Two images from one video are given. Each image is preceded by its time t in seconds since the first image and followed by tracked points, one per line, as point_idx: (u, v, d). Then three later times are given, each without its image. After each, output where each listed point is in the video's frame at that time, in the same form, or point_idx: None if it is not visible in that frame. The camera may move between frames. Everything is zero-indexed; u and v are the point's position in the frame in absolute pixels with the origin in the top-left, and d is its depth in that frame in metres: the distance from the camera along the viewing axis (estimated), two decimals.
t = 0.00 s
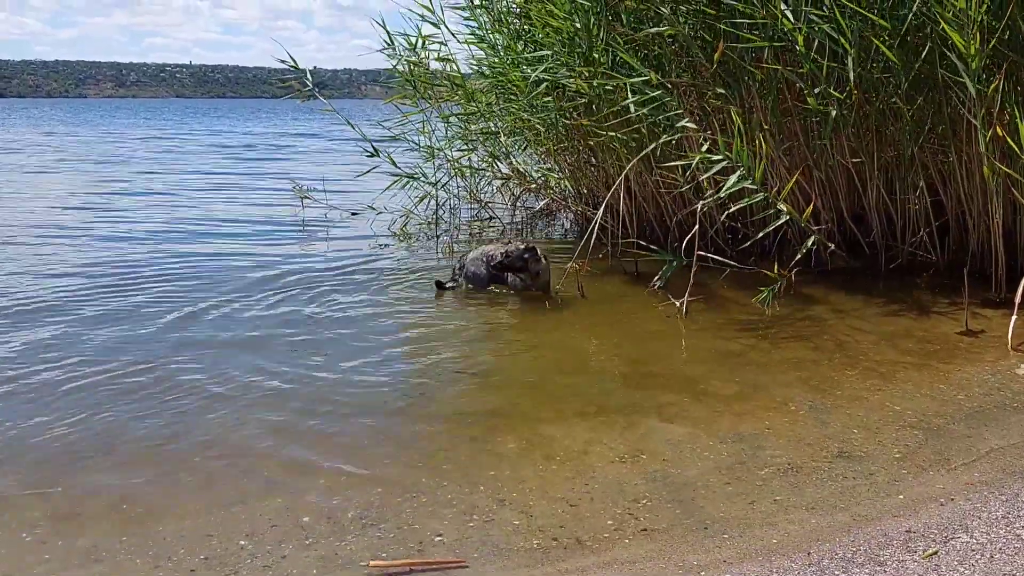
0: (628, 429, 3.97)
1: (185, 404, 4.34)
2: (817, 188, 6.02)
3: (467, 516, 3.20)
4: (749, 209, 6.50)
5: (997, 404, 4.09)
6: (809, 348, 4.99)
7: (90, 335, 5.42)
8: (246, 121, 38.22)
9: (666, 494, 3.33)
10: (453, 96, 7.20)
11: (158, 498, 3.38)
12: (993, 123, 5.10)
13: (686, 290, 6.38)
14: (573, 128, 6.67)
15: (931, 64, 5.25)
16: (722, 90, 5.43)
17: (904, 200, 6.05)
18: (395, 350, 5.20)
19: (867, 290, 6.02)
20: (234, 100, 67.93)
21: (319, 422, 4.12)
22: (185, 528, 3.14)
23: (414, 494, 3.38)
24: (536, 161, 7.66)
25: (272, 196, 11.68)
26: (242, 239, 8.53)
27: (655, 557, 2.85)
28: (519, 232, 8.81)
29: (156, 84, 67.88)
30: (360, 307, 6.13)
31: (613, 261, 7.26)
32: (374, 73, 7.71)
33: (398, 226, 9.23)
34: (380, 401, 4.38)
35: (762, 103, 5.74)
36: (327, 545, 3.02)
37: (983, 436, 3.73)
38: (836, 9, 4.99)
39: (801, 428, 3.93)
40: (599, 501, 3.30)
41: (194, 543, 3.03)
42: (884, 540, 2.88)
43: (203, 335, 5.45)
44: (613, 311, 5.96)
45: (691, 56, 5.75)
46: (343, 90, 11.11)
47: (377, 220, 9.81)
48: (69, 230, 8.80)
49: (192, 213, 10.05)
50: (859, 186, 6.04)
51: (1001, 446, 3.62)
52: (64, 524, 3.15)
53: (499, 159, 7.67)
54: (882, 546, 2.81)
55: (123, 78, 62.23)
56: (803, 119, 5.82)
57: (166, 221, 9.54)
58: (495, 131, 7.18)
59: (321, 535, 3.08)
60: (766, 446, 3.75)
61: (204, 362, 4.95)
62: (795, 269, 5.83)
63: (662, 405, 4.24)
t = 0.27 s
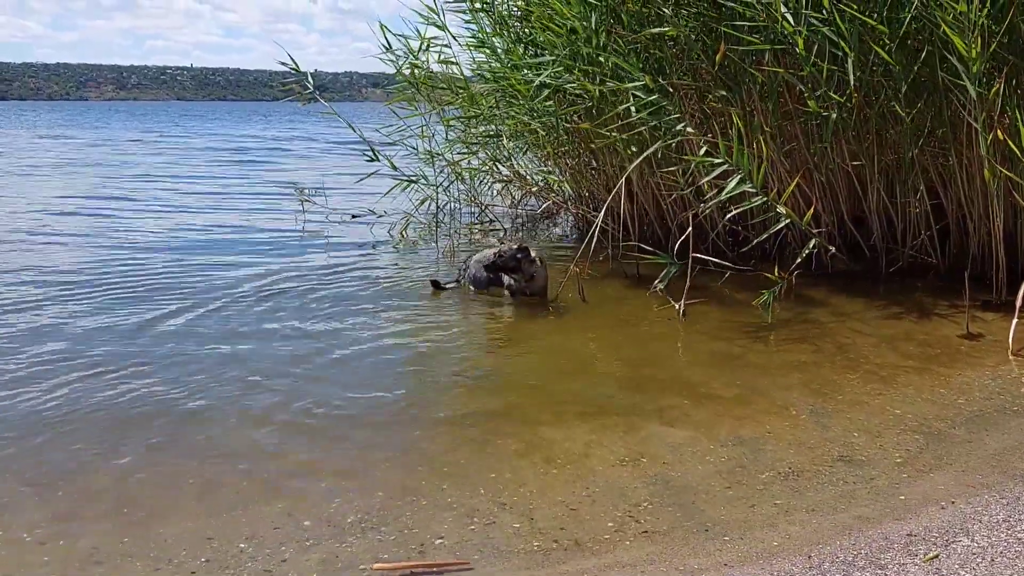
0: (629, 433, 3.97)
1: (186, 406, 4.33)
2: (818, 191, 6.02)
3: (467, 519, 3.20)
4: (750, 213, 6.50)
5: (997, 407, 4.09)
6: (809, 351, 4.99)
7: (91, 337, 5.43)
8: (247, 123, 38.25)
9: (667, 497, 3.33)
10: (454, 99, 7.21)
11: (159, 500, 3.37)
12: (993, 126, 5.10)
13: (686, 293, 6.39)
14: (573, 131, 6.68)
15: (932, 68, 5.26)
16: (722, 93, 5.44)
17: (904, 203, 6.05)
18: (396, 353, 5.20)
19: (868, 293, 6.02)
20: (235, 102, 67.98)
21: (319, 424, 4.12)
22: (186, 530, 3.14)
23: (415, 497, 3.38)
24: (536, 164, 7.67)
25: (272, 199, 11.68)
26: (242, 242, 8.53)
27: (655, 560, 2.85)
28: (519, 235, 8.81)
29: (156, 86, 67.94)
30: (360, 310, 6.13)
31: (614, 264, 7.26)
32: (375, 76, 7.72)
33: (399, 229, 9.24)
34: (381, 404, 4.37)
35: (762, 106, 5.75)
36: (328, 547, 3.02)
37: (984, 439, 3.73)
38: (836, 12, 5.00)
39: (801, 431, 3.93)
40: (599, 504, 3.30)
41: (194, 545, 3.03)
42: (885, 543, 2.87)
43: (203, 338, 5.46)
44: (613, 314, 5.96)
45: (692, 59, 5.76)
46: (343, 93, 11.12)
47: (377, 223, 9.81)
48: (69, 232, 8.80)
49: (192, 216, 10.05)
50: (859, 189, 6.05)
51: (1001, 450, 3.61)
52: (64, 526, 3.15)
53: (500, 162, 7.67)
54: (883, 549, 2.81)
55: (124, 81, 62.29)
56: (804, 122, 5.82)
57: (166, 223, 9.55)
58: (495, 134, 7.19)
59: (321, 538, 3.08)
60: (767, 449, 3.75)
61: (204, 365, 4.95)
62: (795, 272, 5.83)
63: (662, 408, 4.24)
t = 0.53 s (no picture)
0: (629, 435, 3.97)
1: (186, 409, 4.33)
2: (818, 193, 6.03)
3: (469, 522, 3.20)
4: (750, 215, 6.51)
5: (998, 410, 4.09)
6: (810, 354, 4.99)
7: (91, 339, 5.42)
8: (246, 125, 38.26)
9: (667, 499, 3.34)
10: (454, 101, 7.22)
11: (160, 502, 3.37)
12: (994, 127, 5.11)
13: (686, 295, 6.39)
14: (573, 133, 6.69)
15: (931, 70, 5.27)
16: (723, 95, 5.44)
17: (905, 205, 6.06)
18: (396, 355, 5.20)
19: (868, 295, 6.02)
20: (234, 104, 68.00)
21: (320, 427, 4.12)
22: (187, 532, 3.14)
23: (416, 500, 3.38)
24: (537, 166, 7.68)
25: (272, 201, 11.69)
26: (242, 244, 8.53)
27: (657, 562, 2.86)
28: (520, 237, 8.81)
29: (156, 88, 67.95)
30: (361, 312, 6.13)
31: (614, 266, 7.26)
32: (375, 78, 7.72)
33: (400, 231, 9.24)
34: (381, 407, 4.37)
35: (763, 108, 5.76)
36: (329, 550, 3.02)
37: (984, 442, 3.74)
38: (836, 14, 5.01)
39: (802, 434, 3.93)
40: (600, 506, 3.30)
41: (195, 548, 3.03)
42: (886, 546, 2.87)
43: (203, 340, 5.45)
44: (614, 316, 5.96)
45: (693, 61, 5.76)
46: (344, 96, 11.13)
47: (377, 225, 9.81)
48: (69, 234, 8.80)
49: (192, 218, 10.05)
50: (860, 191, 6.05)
51: (1002, 452, 3.62)
52: (65, 529, 3.15)
53: (500, 164, 7.68)
54: (884, 552, 2.82)
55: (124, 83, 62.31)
56: (804, 124, 5.83)
57: (167, 225, 9.55)
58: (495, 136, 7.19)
59: (322, 540, 3.08)
60: (768, 451, 3.75)
61: (205, 367, 4.95)
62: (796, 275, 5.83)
63: (663, 411, 4.24)
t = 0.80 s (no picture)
0: (630, 437, 3.96)
1: (186, 410, 4.33)
2: (819, 195, 6.03)
3: (469, 523, 3.20)
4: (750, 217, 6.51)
5: (999, 411, 4.09)
6: (810, 355, 4.99)
7: (91, 340, 5.42)
8: (246, 127, 38.28)
9: (668, 501, 3.33)
10: (454, 103, 7.22)
11: (160, 503, 3.37)
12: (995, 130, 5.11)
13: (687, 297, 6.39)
14: (573, 136, 6.69)
15: (932, 71, 5.27)
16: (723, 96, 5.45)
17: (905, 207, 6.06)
18: (396, 356, 5.20)
19: (868, 297, 6.02)
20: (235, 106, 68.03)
21: (320, 428, 4.12)
22: (187, 534, 3.13)
23: (416, 501, 3.37)
24: (537, 167, 7.68)
25: (272, 203, 11.69)
26: (242, 246, 8.53)
27: (657, 563, 2.85)
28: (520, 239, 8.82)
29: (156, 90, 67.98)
30: (361, 314, 6.13)
31: (614, 268, 7.27)
32: (375, 80, 7.73)
33: (400, 232, 9.25)
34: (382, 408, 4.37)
35: (763, 110, 5.76)
36: (329, 551, 3.01)
37: (985, 444, 3.73)
38: (837, 15, 5.01)
39: (802, 436, 3.93)
40: (601, 509, 3.29)
41: (195, 548, 3.03)
42: (888, 548, 2.87)
43: (204, 341, 5.45)
44: (614, 318, 5.96)
45: (693, 62, 5.76)
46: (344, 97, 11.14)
47: (378, 227, 9.82)
48: (69, 236, 8.80)
49: (192, 220, 10.05)
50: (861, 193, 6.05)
51: (1002, 454, 3.62)
52: (65, 529, 3.15)
53: (501, 166, 7.69)
54: (885, 553, 2.81)
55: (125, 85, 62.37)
56: (804, 126, 5.83)
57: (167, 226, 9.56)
58: (495, 138, 7.19)
59: (322, 541, 3.07)
60: (768, 453, 3.75)
61: (205, 368, 4.95)
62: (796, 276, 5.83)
63: (663, 412, 4.24)
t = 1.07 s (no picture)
0: (630, 437, 3.96)
1: (187, 410, 4.34)
2: (819, 196, 6.03)
3: (469, 523, 3.20)
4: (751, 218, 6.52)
5: (999, 412, 4.09)
6: (811, 356, 4.99)
7: (92, 341, 5.43)
8: (247, 128, 38.31)
9: (668, 501, 3.33)
10: (454, 105, 7.24)
11: (161, 503, 3.37)
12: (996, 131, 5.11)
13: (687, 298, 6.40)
14: (573, 138, 6.70)
15: (933, 72, 5.27)
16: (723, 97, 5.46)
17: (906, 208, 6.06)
18: (397, 357, 5.20)
19: (869, 298, 6.02)
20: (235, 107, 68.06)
21: (321, 428, 4.12)
22: (188, 533, 3.13)
23: (416, 502, 3.37)
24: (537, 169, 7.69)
25: (273, 204, 11.70)
26: (243, 247, 8.54)
27: (658, 564, 2.85)
28: (521, 240, 8.83)
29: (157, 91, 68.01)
30: (361, 314, 6.14)
31: (615, 269, 7.27)
32: (376, 81, 7.74)
33: (401, 233, 9.25)
34: (383, 408, 4.37)
35: (764, 111, 5.76)
36: (329, 551, 3.02)
37: (986, 444, 3.73)
38: (837, 16, 5.01)
39: (802, 436, 3.93)
40: (602, 509, 3.28)
41: (196, 548, 3.03)
42: (888, 548, 2.87)
43: (205, 341, 5.46)
44: (614, 318, 5.96)
45: (693, 63, 5.77)
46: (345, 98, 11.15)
47: (378, 228, 9.82)
48: (70, 237, 8.80)
49: (193, 221, 10.06)
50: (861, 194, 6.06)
51: (1003, 454, 3.61)
52: (66, 529, 3.15)
53: (501, 167, 7.70)
54: (885, 554, 2.81)
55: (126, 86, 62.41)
56: (805, 127, 5.84)
57: (168, 227, 9.56)
58: (496, 138, 7.20)
59: (323, 541, 3.07)
60: (769, 453, 3.75)
61: (206, 368, 4.96)
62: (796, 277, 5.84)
63: (663, 413, 4.24)
